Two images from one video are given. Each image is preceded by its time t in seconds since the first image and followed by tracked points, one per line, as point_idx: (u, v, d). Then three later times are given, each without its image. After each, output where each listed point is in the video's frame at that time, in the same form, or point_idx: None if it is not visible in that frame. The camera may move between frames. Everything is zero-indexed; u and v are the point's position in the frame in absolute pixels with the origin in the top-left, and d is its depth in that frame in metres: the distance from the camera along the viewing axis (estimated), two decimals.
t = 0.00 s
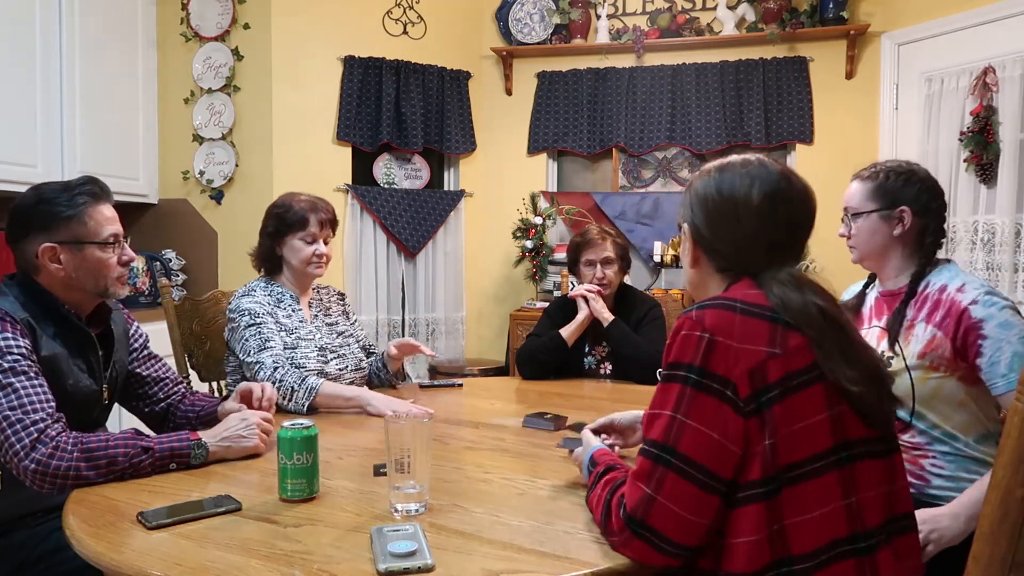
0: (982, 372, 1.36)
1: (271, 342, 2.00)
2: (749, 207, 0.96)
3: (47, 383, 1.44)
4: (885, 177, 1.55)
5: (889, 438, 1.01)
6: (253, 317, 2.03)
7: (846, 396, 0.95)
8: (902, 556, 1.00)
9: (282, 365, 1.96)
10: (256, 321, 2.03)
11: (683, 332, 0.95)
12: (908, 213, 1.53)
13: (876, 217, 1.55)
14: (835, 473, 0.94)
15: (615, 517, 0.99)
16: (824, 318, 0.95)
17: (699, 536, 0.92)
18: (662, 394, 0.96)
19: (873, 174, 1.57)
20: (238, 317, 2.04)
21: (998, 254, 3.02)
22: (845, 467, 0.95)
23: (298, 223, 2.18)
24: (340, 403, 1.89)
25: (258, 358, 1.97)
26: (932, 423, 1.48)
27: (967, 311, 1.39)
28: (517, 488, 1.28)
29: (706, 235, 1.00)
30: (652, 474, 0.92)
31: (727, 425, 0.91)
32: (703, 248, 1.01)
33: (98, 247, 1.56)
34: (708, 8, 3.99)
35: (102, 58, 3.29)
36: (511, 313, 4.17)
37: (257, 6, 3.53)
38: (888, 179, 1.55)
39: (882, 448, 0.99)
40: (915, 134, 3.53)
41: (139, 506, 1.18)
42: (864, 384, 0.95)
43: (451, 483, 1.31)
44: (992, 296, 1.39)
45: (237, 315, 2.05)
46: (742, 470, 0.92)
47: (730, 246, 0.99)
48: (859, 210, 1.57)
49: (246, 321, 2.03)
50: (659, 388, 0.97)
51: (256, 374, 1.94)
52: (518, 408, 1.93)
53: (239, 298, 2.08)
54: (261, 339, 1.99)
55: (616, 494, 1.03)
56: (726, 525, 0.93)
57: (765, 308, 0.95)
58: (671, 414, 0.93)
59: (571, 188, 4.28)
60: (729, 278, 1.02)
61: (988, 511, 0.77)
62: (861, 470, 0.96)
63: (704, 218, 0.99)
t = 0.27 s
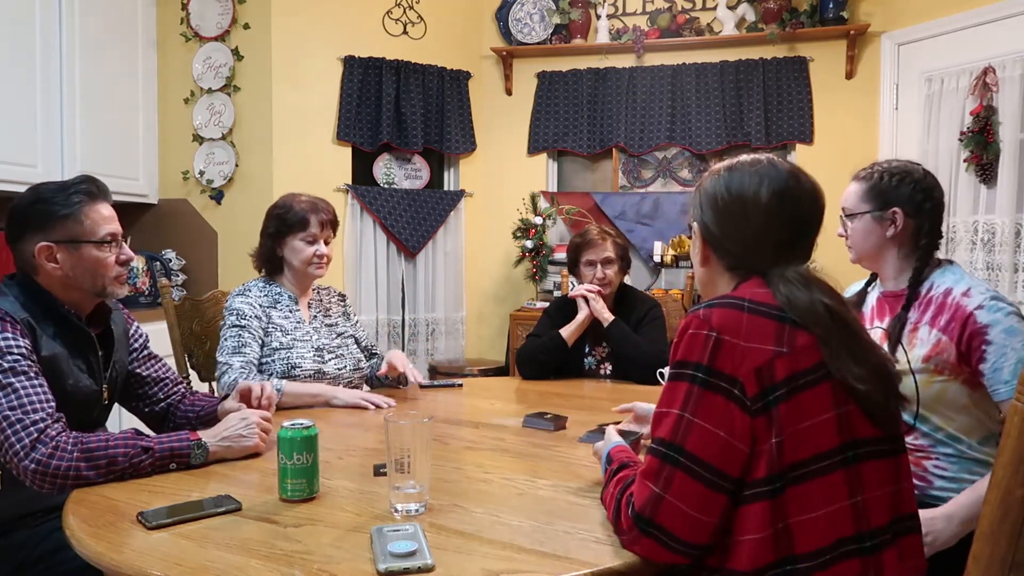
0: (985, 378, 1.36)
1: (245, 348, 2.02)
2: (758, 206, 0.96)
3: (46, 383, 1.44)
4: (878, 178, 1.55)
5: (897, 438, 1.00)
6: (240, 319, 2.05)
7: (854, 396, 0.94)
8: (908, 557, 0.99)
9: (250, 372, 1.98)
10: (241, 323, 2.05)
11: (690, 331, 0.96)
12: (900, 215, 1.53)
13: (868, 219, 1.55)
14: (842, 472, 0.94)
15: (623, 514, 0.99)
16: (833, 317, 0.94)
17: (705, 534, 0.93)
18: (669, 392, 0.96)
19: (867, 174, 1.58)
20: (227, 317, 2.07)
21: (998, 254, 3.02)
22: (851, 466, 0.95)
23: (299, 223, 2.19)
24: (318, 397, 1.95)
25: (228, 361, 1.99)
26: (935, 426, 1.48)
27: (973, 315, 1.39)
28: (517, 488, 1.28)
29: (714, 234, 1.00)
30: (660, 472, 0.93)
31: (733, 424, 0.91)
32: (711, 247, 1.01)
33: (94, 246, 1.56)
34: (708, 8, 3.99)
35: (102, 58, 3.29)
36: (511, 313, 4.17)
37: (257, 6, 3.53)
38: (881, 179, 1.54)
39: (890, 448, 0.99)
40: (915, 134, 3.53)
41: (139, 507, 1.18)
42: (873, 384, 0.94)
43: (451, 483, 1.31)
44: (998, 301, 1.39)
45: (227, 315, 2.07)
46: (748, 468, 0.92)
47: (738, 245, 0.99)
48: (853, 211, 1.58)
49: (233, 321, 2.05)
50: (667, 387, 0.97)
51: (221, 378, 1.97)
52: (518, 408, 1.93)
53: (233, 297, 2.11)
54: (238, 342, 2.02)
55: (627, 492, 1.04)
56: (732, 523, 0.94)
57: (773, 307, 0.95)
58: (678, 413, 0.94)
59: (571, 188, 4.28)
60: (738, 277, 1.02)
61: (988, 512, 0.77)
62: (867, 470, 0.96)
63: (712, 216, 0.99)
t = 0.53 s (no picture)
0: (978, 382, 1.36)
1: (228, 348, 2.01)
2: (756, 206, 0.96)
3: (46, 383, 1.44)
4: (877, 178, 1.55)
5: (896, 440, 0.99)
6: (229, 320, 2.06)
7: (850, 396, 0.93)
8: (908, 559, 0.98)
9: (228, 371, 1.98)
10: (229, 325, 2.05)
11: (685, 332, 0.96)
12: (898, 216, 1.53)
13: (867, 220, 1.56)
14: (837, 474, 0.93)
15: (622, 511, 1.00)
16: (829, 316, 0.93)
17: (699, 532, 0.93)
18: (666, 392, 0.97)
19: (867, 175, 1.58)
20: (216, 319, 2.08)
21: (998, 254, 3.02)
22: (847, 468, 0.94)
23: (292, 224, 2.18)
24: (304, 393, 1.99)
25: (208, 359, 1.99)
26: (933, 428, 1.47)
27: (972, 319, 1.39)
28: (517, 488, 1.28)
29: (715, 235, 1.00)
30: (655, 470, 0.94)
31: (727, 423, 0.92)
32: (713, 248, 1.02)
33: (93, 246, 1.56)
34: (708, 8, 3.98)
35: (102, 58, 3.29)
36: (511, 313, 4.17)
37: (257, 6, 3.53)
38: (881, 180, 1.54)
39: (888, 449, 0.97)
40: (915, 134, 3.53)
41: (139, 506, 1.18)
42: (869, 383, 0.93)
43: (451, 482, 1.31)
44: (999, 306, 1.39)
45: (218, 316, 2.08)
46: (742, 467, 0.92)
47: (739, 245, 0.98)
48: (853, 212, 1.58)
49: (220, 323, 2.05)
50: (664, 386, 0.98)
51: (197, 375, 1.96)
52: (518, 408, 1.93)
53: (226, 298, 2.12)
54: (221, 343, 2.02)
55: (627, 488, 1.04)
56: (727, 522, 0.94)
57: (769, 308, 0.94)
58: (673, 413, 0.95)
59: (571, 188, 4.28)
60: (739, 277, 1.02)
61: (988, 511, 0.77)
62: (863, 472, 0.95)
63: (713, 217, 0.99)
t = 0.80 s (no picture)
0: (993, 379, 1.36)
1: (224, 347, 2.02)
2: (760, 205, 0.96)
3: (46, 384, 1.44)
4: (876, 179, 1.55)
5: (899, 444, 0.98)
6: (225, 320, 2.06)
7: (853, 400, 0.93)
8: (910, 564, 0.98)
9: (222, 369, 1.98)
10: (225, 325, 2.05)
11: (687, 334, 0.96)
12: (897, 216, 1.53)
13: (866, 221, 1.56)
14: (838, 478, 0.93)
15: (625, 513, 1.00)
16: (833, 319, 0.92)
17: (701, 536, 0.94)
18: (668, 394, 0.97)
19: (865, 176, 1.58)
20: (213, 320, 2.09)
21: (998, 254, 3.02)
22: (849, 473, 0.93)
23: (288, 223, 2.19)
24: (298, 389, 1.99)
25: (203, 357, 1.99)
26: (935, 428, 1.47)
27: (978, 317, 1.39)
28: (517, 488, 1.28)
29: (720, 234, 1.00)
30: (657, 473, 0.94)
31: (728, 427, 0.92)
32: (718, 248, 1.01)
33: (92, 247, 1.56)
34: (708, 8, 3.98)
35: (102, 58, 3.29)
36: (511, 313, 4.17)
37: (257, 6, 3.53)
38: (879, 180, 1.54)
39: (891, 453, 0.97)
40: (915, 134, 3.53)
41: (139, 506, 1.17)
42: (872, 387, 0.92)
43: (451, 482, 1.31)
44: (1001, 301, 1.39)
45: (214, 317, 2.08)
46: (743, 471, 0.92)
47: (744, 244, 0.98)
48: (852, 213, 1.58)
49: (216, 323, 2.06)
50: (666, 389, 0.98)
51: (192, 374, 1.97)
52: (518, 408, 1.93)
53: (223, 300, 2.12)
54: (217, 342, 2.02)
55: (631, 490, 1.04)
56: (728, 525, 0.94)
57: (771, 310, 0.94)
58: (675, 416, 0.95)
59: (571, 188, 4.28)
60: (745, 277, 1.01)
61: (988, 512, 0.77)
62: (866, 477, 0.94)
63: (718, 216, 0.99)
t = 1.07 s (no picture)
0: (981, 385, 1.37)
1: (227, 352, 2.02)
2: (765, 202, 0.96)
3: (46, 384, 1.44)
4: (877, 179, 1.55)
5: (902, 448, 0.98)
6: (227, 323, 2.05)
7: (856, 403, 0.93)
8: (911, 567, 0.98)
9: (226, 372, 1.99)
10: (227, 327, 2.05)
11: (689, 335, 0.96)
12: (897, 217, 1.53)
13: (867, 222, 1.56)
14: (841, 482, 0.93)
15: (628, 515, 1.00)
16: (837, 321, 0.91)
17: (703, 539, 0.94)
18: (670, 396, 0.97)
19: (867, 176, 1.58)
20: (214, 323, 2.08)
21: (998, 254, 3.02)
22: (851, 477, 0.93)
23: (291, 222, 2.20)
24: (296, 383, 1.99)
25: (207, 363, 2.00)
26: (934, 428, 1.47)
27: (975, 322, 1.39)
28: (518, 489, 1.28)
29: (725, 232, 1.00)
30: (659, 476, 0.95)
31: (730, 430, 0.92)
32: (723, 246, 1.01)
33: (92, 247, 1.56)
34: (708, 8, 3.98)
35: (102, 58, 3.29)
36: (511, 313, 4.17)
37: (257, 6, 3.53)
38: (881, 181, 1.55)
39: (894, 457, 0.96)
40: (915, 134, 3.53)
41: (139, 506, 1.17)
42: (875, 390, 0.92)
43: (451, 482, 1.31)
44: (1003, 308, 1.38)
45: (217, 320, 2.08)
46: (745, 474, 0.92)
47: (749, 243, 0.98)
48: (853, 214, 1.58)
49: (218, 326, 2.06)
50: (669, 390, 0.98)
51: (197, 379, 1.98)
52: (518, 408, 1.93)
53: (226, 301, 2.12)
54: (220, 346, 2.02)
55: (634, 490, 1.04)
56: (731, 528, 0.94)
57: (775, 312, 0.94)
58: (677, 418, 0.94)
59: (571, 188, 4.28)
60: (750, 277, 1.01)
61: (988, 512, 0.77)
62: (868, 481, 0.94)
63: (723, 215, 0.99)
